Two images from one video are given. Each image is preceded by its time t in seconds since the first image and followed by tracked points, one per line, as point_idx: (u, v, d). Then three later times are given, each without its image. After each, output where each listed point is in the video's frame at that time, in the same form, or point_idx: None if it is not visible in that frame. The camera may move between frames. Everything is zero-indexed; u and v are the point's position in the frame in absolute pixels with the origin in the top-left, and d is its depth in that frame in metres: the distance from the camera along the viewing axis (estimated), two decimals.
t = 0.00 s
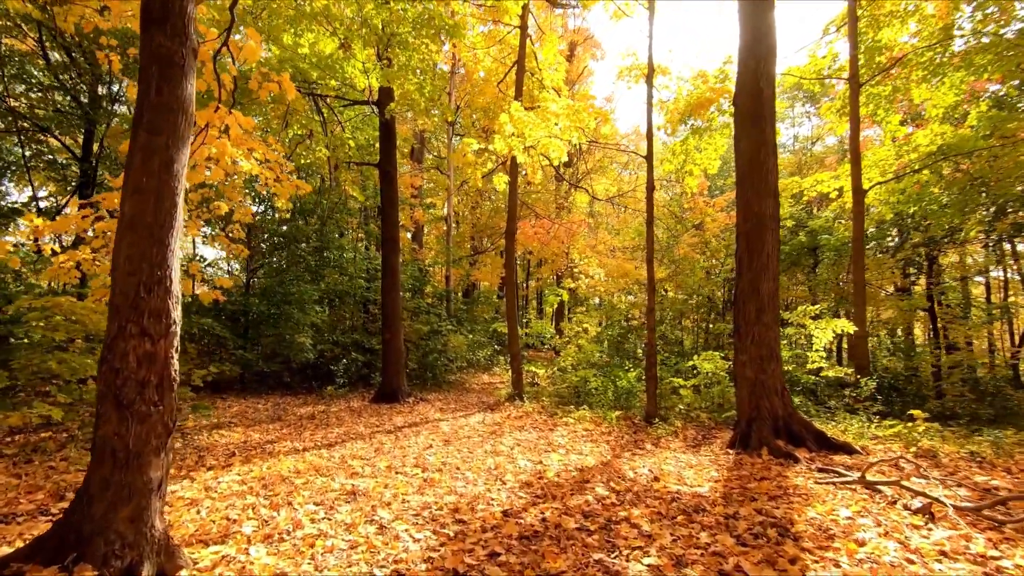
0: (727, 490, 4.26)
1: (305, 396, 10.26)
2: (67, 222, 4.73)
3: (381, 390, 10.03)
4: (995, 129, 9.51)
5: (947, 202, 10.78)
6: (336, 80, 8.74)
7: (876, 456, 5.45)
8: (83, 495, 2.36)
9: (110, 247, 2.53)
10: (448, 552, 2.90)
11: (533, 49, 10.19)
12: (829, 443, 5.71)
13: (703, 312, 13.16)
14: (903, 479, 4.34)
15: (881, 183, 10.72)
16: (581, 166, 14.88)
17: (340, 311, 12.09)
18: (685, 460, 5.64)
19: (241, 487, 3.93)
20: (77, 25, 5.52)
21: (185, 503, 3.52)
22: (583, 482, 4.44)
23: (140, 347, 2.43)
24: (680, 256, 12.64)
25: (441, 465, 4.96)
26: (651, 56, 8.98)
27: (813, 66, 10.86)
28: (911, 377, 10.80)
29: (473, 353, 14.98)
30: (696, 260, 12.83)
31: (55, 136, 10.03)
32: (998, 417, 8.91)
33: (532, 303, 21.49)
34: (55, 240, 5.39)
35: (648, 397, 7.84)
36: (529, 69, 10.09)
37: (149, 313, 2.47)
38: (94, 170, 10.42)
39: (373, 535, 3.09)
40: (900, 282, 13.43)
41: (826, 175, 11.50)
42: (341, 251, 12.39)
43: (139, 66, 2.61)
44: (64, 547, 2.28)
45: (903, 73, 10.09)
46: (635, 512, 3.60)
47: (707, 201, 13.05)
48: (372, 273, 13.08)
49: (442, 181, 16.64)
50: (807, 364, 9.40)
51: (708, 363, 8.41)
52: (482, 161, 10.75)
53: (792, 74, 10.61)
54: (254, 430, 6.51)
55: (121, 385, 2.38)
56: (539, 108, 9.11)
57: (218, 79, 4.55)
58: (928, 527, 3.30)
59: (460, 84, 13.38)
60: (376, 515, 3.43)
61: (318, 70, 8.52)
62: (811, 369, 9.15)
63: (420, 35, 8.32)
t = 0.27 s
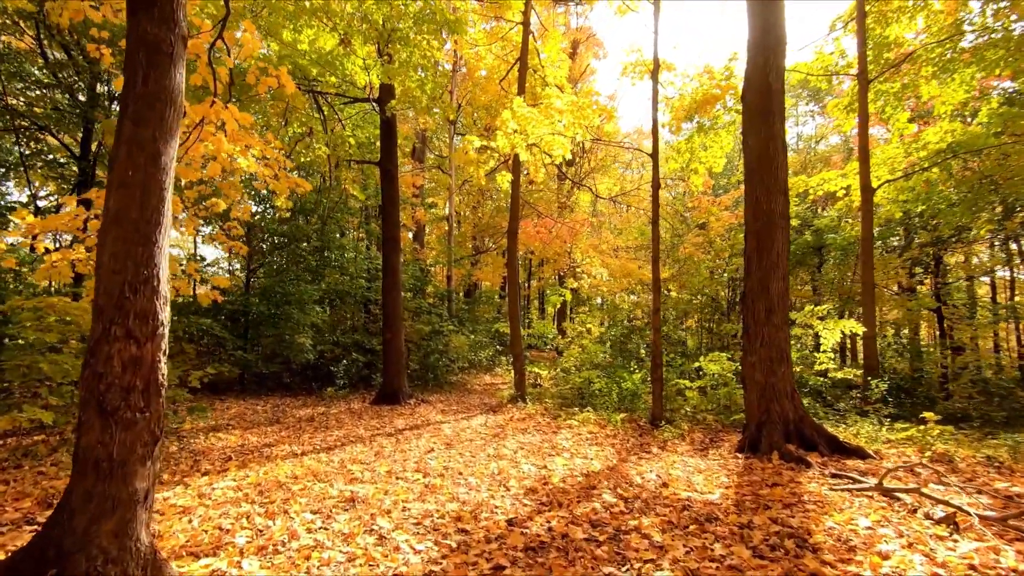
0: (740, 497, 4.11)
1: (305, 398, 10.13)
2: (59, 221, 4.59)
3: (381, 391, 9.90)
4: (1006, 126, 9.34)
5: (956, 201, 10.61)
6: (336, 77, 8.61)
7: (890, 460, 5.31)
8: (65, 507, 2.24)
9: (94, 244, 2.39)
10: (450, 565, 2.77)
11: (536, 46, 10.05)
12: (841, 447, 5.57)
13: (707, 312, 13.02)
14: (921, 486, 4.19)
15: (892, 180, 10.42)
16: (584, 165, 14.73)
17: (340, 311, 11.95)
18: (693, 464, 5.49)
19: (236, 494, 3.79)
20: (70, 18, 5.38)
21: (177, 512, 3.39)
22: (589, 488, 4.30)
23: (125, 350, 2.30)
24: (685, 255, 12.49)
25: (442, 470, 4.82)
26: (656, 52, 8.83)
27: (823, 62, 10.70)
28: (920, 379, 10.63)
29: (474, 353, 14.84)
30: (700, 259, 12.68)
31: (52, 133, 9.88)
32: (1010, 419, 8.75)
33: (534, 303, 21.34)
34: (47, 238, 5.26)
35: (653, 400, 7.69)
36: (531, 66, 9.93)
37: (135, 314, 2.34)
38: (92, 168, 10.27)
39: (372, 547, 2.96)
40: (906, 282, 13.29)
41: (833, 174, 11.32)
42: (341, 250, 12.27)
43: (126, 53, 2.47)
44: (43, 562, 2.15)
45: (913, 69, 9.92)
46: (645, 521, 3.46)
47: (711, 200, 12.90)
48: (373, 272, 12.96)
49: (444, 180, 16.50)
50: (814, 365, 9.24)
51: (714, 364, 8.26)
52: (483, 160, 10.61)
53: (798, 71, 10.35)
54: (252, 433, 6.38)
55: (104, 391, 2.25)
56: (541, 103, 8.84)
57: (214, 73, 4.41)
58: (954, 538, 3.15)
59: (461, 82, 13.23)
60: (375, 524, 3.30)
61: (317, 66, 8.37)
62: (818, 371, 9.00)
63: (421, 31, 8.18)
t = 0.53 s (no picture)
0: (753, 505, 3.97)
1: (304, 399, 10.02)
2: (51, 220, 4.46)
3: (382, 392, 9.77)
4: (1017, 123, 9.18)
5: (965, 200, 10.46)
6: (335, 74, 8.52)
7: (903, 465, 5.18)
8: (44, 521, 2.12)
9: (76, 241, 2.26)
10: None
11: (538, 43, 9.94)
12: (853, 451, 5.44)
13: (711, 313, 12.88)
14: (940, 493, 4.04)
15: (900, 179, 10.19)
16: (586, 164, 14.58)
17: (341, 311, 11.86)
18: (701, 469, 5.36)
19: (230, 501, 3.67)
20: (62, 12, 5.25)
21: (168, 521, 3.26)
22: (595, 494, 4.16)
23: (108, 353, 2.17)
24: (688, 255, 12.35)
25: (443, 476, 4.69)
26: (660, 48, 8.69)
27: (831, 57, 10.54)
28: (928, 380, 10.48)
29: (476, 354, 14.72)
30: (704, 259, 12.55)
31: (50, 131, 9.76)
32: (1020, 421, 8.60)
33: (536, 303, 21.21)
34: (39, 237, 5.13)
35: (658, 402, 7.56)
36: (533, 64, 9.81)
37: (118, 315, 2.21)
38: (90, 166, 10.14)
39: (370, 559, 2.83)
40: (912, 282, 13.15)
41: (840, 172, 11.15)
42: (341, 250, 12.15)
43: (109, 40, 2.35)
44: None
45: (921, 66, 9.75)
46: (654, 531, 3.32)
47: (715, 199, 12.76)
48: (373, 272, 12.84)
49: (445, 180, 16.37)
50: (821, 366, 9.10)
51: (719, 366, 8.13)
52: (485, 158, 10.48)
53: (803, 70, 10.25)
54: (250, 436, 6.27)
55: (85, 397, 2.12)
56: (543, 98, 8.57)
57: (209, 67, 4.29)
58: (978, 549, 3.01)
59: (462, 80, 13.10)
60: (373, 534, 3.17)
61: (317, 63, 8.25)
62: (825, 372, 8.86)
63: (422, 27, 8.05)
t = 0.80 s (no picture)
0: (767, 509, 3.82)
1: (303, 399, 9.90)
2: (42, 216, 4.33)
3: (382, 392, 9.65)
4: None
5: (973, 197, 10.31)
6: (334, 69, 8.39)
7: (917, 467, 5.03)
8: (17, 527, 2.02)
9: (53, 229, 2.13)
10: None
11: (540, 39, 9.81)
12: (864, 452, 5.29)
13: (715, 312, 12.74)
14: (961, 497, 3.89)
15: (907, 175, 10.04)
16: (588, 162, 14.44)
17: (341, 311, 11.74)
18: (709, 471, 5.22)
19: (222, 504, 3.54)
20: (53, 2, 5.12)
21: (156, 525, 3.13)
22: (601, 497, 4.03)
23: (85, 350, 2.04)
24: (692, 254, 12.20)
25: (444, 478, 4.56)
26: (664, 42, 8.55)
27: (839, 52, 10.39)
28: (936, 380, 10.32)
29: (477, 354, 14.60)
30: (708, 258, 12.41)
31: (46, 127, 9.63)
32: None
33: (537, 303, 21.08)
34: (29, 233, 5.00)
35: (663, 402, 7.42)
36: (535, 59, 9.68)
37: (97, 309, 2.08)
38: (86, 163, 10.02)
39: (367, 567, 2.70)
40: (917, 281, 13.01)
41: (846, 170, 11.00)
42: (341, 249, 12.03)
43: (89, 17, 2.22)
44: None
45: (930, 60, 9.57)
46: (663, 537, 3.19)
47: (719, 197, 12.62)
48: (373, 271, 12.72)
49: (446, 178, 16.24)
50: (828, 366, 8.95)
51: (725, 365, 7.99)
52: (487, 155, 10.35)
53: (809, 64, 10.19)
54: (246, 436, 6.14)
55: (59, 396, 2.00)
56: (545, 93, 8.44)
57: (202, 56, 4.16)
58: (1005, 557, 2.87)
59: (463, 77, 12.98)
60: (370, 540, 3.05)
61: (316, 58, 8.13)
62: (832, 372, 8.71)
63: (422, 21, 7.92)
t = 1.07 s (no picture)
0: (781, 515, 3.66)
1: (302, 399, 9.77)
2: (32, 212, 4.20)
3: (382, 393, 9.50)
4: None
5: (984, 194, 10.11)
6: (333, 63, 8.24)
7: (933, 470, 4.88)
8: None
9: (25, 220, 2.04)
10: None
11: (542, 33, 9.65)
12: (878, 455, 5.13)
13: (719, 311, 12.57)
14: (983, 503, 3.73)
15: (916, 172, 9.85)
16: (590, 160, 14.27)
17: (341, 310, 11.60)
18: (717, 474, 5.06)
19: (212, 511, 3.39)
20: None
21: (142, 534, 2.98)
22: (607, 503, 3.88)
23: (56, 349, 1.99)
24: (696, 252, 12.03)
25: (444, 482, 4.40)
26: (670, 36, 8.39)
27: (851, 46, 10.16)
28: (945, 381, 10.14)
29: (478, 353, 14.46)
30: (712, 256, 12.24)
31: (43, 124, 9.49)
32: None
33: (539, 302, 20.92)
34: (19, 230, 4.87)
35: (669, 403, 7.26)
36: (537, 55, 9.52)
37: (69, 306, 2.01)
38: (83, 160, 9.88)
39: None
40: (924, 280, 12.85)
41: (855, 166, 10.85)
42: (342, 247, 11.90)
43: None
44: None
45: (940, 54, 9.38)
46: (675, 546, 3.02)
47: (723, 195, 12.45)
48: (373, 270, 12.58)
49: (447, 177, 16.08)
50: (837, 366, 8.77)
51: (732, 365, 7.83)
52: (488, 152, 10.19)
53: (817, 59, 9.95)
54: (242, 438, 6.01)
55: (28, 398, 1.95)
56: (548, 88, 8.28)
57: (194, 44, 4.00)
58: None
59: (465, 73, 12.81)
60: (366, 549, 2.91)
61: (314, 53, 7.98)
62: (841, 372, 8.53)
63: (422, 14, 7.77)
